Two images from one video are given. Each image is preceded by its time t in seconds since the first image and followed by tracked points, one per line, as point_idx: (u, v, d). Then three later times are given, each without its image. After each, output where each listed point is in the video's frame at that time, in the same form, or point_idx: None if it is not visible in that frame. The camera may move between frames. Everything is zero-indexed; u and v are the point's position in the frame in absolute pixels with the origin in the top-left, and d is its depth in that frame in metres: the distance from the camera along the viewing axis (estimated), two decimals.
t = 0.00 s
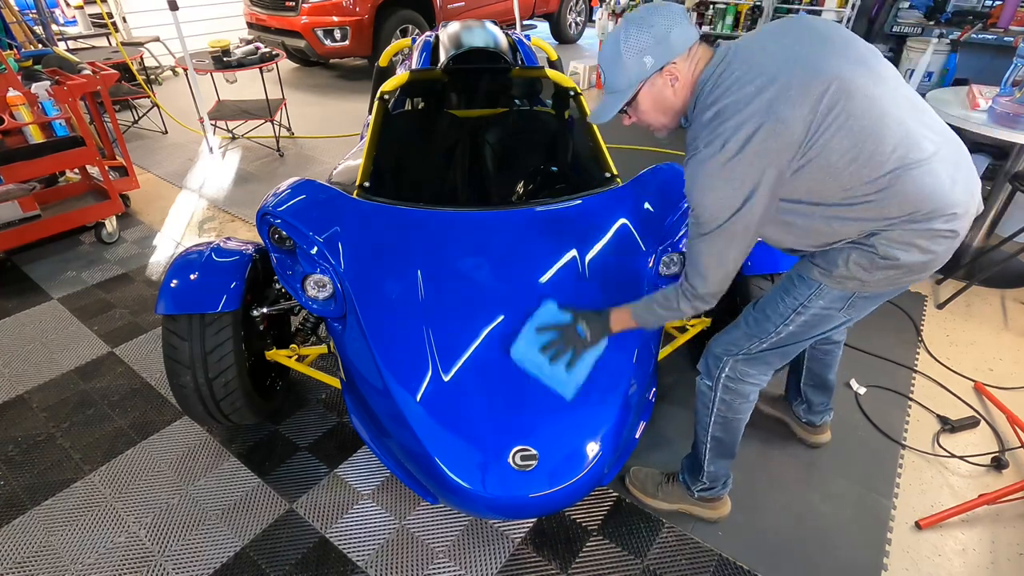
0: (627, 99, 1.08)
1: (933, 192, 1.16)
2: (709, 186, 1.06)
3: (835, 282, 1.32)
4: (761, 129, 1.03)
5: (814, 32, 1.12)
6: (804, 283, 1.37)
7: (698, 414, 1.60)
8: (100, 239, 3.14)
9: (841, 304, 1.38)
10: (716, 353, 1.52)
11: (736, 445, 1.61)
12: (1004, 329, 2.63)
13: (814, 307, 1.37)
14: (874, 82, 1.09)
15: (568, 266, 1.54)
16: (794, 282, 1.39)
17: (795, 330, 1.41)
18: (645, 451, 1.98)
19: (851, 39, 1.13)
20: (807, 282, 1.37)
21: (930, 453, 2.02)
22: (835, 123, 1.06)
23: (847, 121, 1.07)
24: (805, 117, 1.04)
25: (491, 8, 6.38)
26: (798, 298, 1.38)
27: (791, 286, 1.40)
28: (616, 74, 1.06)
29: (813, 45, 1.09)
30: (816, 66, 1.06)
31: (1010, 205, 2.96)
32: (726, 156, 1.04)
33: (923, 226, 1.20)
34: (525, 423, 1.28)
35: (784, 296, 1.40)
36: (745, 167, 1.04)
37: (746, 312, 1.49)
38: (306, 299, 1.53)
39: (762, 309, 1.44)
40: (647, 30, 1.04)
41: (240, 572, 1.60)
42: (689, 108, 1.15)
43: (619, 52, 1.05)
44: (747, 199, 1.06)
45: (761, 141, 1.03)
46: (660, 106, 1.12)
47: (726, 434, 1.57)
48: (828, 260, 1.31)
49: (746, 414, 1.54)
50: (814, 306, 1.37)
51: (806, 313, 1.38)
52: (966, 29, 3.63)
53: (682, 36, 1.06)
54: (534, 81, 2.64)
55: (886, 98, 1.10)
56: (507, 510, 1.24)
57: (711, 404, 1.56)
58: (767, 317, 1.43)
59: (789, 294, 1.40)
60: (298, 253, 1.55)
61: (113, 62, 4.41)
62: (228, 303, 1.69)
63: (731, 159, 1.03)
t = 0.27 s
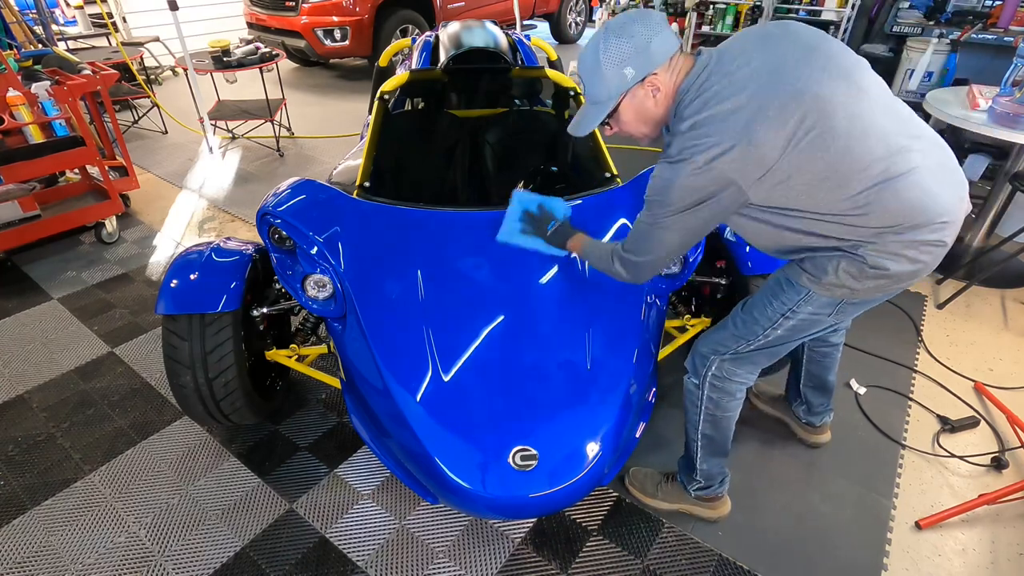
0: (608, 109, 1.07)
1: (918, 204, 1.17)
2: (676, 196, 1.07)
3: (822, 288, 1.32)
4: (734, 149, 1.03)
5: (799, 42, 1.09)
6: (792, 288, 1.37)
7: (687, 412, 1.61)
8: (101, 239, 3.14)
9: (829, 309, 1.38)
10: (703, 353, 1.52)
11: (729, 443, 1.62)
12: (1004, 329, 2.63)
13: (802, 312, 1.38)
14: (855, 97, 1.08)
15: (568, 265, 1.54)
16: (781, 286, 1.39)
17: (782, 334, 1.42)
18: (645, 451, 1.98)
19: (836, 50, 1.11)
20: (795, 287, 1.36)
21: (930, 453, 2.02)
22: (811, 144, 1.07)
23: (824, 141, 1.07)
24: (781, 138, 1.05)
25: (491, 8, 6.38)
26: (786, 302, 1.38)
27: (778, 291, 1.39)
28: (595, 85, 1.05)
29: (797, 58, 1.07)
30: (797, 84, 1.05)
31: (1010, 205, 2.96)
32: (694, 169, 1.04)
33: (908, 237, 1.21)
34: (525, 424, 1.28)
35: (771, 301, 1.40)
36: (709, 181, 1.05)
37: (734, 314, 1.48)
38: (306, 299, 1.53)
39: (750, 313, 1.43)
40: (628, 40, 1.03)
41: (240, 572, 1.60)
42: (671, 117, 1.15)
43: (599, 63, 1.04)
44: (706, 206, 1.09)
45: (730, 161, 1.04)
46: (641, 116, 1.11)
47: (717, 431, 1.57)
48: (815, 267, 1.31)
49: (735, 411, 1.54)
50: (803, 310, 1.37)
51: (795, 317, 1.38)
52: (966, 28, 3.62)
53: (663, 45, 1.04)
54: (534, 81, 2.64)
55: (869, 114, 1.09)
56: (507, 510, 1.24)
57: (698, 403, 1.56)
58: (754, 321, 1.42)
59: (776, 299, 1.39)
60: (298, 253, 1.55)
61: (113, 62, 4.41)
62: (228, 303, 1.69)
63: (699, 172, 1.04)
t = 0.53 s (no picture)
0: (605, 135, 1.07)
1: (917, 204, 1.17)
2: (681, 216, 1.03)
3: (829, 288, 1.32)
4: (733, 159, 1.01)
5: (781, 55, 1.11)
6: (799, 288, 1.37)
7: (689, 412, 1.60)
8: (101, 239, 3.14)
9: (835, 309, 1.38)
10: (707, 352, 1.51)
11: (731, 443, 1.62)
12: (1004, 329, 2.63)
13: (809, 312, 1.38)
14: (848, 104, 1.09)
15: (568, 265, 1.54)
16: (788, 286, 1.39)
17: (788, 334, 1.42)
18: (645, 451, 1.98)
19: (820, 60, 1.12)
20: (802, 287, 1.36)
21: (930, 452, 2.02)
22: (808, 148, 1.06)
23: (820, 145, 1.07)
24: (780, 146, 1.03)
25: (491, 8, 6.38)
26: (793, 302, 1.38)
27: (785, 291, 1.39)
28: (591, 112, 1.05)
29: (783, 70, 1.08)
30: (788, 92, 1.05)
31: (1010, 205, 2.96)
32: (695, 186, 1.02)
33: (913, 236, 1.21)
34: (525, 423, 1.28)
35: (778, 301, 1.40)
36: (711, 200, 1.02)
37: (740, 315, 1.48)
38: (306, 299, 1.53)
39: (756, 313, 1.44)
40: (621, 69, 1.03)
41: (239, 572, 1.60)
42: (666, 140, 1.14)
43: (593, 91, 1.04)
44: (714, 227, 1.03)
45: (733, 171, 1.01)
46: (637, 141, 1.11)
47: (720, 431, 1.57)
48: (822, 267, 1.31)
49: (737, 410, 1.54)
50: (810, 310, 1.37)
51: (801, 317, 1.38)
52: (966, 29, 3.62)
53: (657, 72, 1.05)
54: (534, 81, 2.64)
55: (863, 117, 1.10)
56: (507, 510, 1.24)
57: (703, 400, 1.55)
58: (760, 321, 1.42)
59: (783, 299, 1.39)
60: (298, 253, 1.55)
61: (113, 62, 4.41)
62: (228, 303, 1.69)
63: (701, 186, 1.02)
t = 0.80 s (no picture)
0: (629, 109, 1.08)
1: (939, 209, 1.16)
2: (694, 196, 1.07)
3: (836, 290, 1.33)
4: (751, 148, 1.03)
5: (817, 43, 1.09)
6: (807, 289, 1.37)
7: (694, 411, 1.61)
8: (101, 238, 3.14)
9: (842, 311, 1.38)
10: (712, 352, 1.52)
11: (734, 445, 1.61)
12: (1004, 329, 2.63)
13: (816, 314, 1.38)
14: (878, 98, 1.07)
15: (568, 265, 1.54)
16: (795, 287, 1.39)
17: (795, 335, 1.42)
18: (645, 451, 1.98)
19: (855, 49, 1.10)
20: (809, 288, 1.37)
21: (930, 453, 2.02)
22: (831, 145, 1.06)
23: (844, 142, 1.06)
24: (799, 138, 1.04)
25: (491, 8, 6.37)
26: (800, 303, 1.38)
27: (792, 292, 1.40)
28: (616, 85, 1.05)
29: (816, 60, 1.06)
30: (817, 85, 1.04)
31: (1010, 205, 2.96)
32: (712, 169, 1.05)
33: (926, 241, 1.20)
34: (526, 423, 1.28)
35: (785, 301, 1.41)
36: (725, 181, 1.06)
37: (747, 315, 1.49)
38: (306, 299, 1.53)
39: (764, 313, 1.44)
40: (648, 41, 1.04)
41: (240, 572, 1.60)
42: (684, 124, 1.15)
43: (619, 62, 1.04)
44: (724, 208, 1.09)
45: (749, 160, 1.04)
46: (660, 116, 1.12)
47: (723, 432, 1.57)
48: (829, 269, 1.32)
49: (741, 410, 1.54)
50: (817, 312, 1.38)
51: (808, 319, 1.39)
52: (966, 29, 3.60)
53: (684, 47, 1.05)
54: (534, 81, 2.65)
55: (891, 116, 1.08)
56: (507, 510, 1.24)
57: (706, 400, 1.56)
58: (767, 321, 1.43)
59: (790, 300, 1.40)
60: (298, 253, 1.55)
61: (113, 62, 4.41)
62: (228, 303, 1.69)
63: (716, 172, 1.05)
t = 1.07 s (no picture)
0: (634, 55, 1.13)
1: (919, 227, 1.12)
2: (684, 159, 1.11)
3: (802, 308, 1.31)
4: (736, 122, 1.05)
5: (849, 21, 1.07)
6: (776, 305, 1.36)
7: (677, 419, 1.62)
8: (101, 238, 3.14)
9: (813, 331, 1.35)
10: (692, 364, 1.53)
11: (723, 452, 1.62)
12: (1004, 329, 2.63)
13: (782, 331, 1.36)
14: (889, 89, 1.05)
15: (568, 265, 1.54)
16: (767, 303, 1.39)
17: (766, 351, 1.41)
18: (645, 451, 1.98)
19: (886, 37, 1.07)
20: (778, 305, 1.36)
21: (930, 452, 2.02)
22: (821, 135, 1.05)
23: (837, 133, 1.05)
24: (787, 121, 1.04)
25: (491, 8, 6.37)
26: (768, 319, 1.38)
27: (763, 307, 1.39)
28: (625, 29, 1.11)
29: (836, 40, 1.05)
30: (825, 67, 1.03)
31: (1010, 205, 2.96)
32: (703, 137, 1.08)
33: (904, 264, 1.16)
34: (525, 424, 1.28)
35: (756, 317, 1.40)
36: (712, 152, 1.09)
37: (721, 328, 1.50)
38: (306, 299, 1.53)
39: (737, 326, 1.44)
40: None
41: (240, 572, 1.60)
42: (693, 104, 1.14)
43: (630, 7, 1.09)
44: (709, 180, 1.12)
45: (731, 134, 1.06)
46: (667, 67, 1.16)
47: (707, 440, 1.58)
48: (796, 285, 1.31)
49: (722, 420, 1.54)
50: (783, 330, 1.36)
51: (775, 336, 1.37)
52: (966, 29, 3.60)
53: None
54: (534, 81, 2.65)
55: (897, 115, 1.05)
56: (507, 510, 1.24)
57: (687, 411, 1.57)
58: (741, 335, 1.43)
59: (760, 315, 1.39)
60: (298, 253, 1.55)
61: (113, 62, 4.41)
62: (228, 303, 1.69)
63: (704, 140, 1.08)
